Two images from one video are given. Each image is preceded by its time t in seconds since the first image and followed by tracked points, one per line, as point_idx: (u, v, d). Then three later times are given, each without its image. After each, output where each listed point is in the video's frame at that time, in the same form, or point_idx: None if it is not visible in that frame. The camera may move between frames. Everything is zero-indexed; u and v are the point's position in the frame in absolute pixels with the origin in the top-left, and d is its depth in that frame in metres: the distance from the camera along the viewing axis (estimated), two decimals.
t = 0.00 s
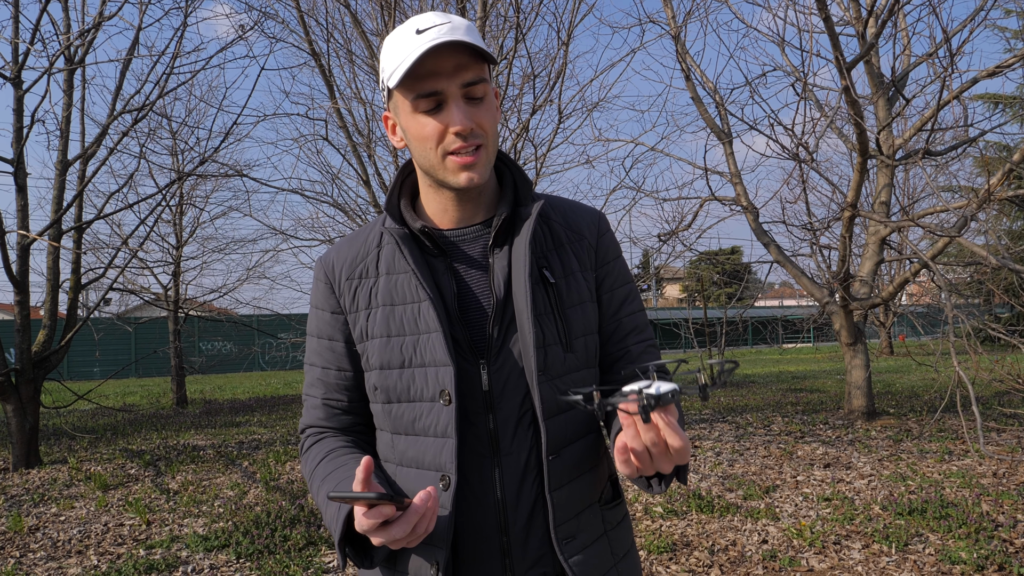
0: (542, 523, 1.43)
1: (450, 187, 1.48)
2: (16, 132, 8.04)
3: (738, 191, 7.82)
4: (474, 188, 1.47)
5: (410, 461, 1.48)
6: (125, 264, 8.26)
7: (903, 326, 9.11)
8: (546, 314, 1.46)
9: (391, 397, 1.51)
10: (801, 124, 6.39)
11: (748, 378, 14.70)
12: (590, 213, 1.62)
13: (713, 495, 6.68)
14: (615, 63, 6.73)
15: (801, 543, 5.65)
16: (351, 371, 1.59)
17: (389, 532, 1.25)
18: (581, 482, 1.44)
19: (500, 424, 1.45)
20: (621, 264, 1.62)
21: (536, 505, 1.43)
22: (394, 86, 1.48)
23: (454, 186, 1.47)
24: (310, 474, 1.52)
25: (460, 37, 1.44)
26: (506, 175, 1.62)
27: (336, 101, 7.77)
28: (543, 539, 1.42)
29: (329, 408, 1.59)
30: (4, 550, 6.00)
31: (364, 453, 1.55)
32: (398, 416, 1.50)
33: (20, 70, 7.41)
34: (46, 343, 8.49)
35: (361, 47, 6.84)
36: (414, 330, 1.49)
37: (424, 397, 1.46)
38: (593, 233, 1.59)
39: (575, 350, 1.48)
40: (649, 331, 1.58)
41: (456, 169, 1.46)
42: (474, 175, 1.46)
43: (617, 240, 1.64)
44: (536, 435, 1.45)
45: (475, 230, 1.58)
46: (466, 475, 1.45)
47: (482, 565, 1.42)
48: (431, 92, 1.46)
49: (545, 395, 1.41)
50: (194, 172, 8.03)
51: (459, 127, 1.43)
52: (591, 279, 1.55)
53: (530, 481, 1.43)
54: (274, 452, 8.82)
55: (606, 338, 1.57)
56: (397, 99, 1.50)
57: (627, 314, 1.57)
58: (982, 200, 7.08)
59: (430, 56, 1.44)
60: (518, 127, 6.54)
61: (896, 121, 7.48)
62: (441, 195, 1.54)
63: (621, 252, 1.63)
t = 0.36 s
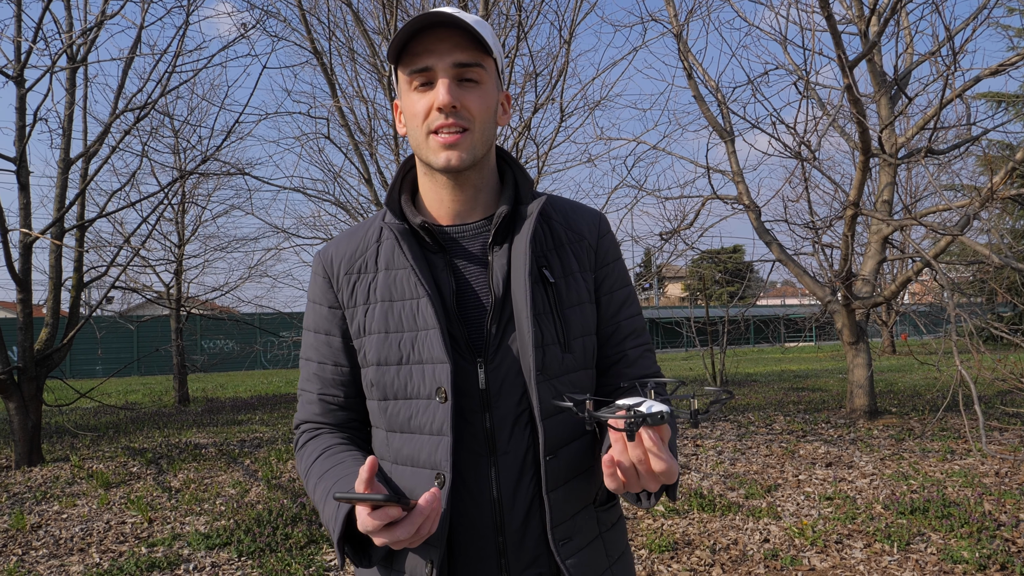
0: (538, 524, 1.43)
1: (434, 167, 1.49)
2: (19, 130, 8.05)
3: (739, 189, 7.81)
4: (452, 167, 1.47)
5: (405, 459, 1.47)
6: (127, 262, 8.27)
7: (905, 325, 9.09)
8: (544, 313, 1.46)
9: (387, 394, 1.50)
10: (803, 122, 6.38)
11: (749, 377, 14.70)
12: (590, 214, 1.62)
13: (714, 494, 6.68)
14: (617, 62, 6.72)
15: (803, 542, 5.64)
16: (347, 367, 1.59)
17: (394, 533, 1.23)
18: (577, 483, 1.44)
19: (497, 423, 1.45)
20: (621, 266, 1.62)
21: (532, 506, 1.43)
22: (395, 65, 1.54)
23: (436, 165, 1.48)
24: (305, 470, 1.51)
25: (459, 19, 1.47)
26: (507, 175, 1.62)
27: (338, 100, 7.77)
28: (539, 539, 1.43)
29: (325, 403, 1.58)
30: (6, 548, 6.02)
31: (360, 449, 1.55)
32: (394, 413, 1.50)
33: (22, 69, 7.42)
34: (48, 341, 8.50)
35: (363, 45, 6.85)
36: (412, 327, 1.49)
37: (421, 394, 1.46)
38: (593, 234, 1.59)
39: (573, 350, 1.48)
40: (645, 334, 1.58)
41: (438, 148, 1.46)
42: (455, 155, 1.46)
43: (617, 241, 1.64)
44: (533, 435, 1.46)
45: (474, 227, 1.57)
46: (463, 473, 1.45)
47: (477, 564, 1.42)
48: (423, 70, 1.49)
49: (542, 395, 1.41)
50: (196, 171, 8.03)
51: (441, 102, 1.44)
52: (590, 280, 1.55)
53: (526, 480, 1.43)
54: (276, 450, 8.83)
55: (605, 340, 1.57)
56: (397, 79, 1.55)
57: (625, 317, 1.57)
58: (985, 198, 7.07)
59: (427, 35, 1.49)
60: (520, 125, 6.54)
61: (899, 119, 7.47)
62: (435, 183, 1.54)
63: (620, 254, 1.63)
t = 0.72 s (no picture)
0: (537, 521, 1.43)
1: (431, 166, 1.48)
2: (20, 129, 8.05)
3: (741, 188, 7.81)
4: (451, 167, 1.46)
5: (402, 458, 1.46)
6: (128, 261, 8.28)
7: (908, 324, 9.07)
8: (543, 310, 1.46)
9: (384, 393, 1.50)
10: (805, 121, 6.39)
11: (750, 376, 14.70)
12: (586, 211, 1.63)
13: (716, 492, 6.69)
14: (618, 60, 6.71)
15: (804, 540, 5.64)
16: (343, 366, 1.59)
17: (390, 534, 1.23)
18: (576, 480, 1.44)
19: (494, 421, 1.45)
20: (617, 263, 1.63)
21: (531, 504, 1.43)
22: (393, 63, 1.54)
23: (433, 164, 1.47)
24: (302, 471, 1.50)
25: (461, 21, 1.47)
26: (503, 172, 1.62)
27: (340, 98, 7.77)
28: (538, 538, 1.42)
29: (321, 403, 1.58)
30: (7, 547, 6.02)
31: (356, 450, 1.55)
32: (391, 413, 1.49)
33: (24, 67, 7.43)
34: (50, 341, 8.51)
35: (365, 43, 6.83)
36: (409, 325, 1.49)
37: (419, 393, 1.45)
38: (590, 231, 1.60)
39: (570, 347, 1.48)
40: (643, 331, 1.59)
41: (437, 147, 1.46)
42: (452, 156, 1.45)
43: (613, 237, 1.64)
44: (530, 432, 1.46)
45: (470, 225, 1.58)
46: (460, 472, 1.44)
47: (477, 563, 1.42)
48: (422, 70, 1.49)
49: (541, 392, 1.41)
50: (197, 169, 8.04)
51: (440, 104, 1.44)
52: (587, 276, 1.56)
53: (525, 478, 1.43)
54: (277, 449, 8.83)
55: (602, 337, 1.57)
56: (395, 77, 1.54)
57: (623, 313, 1.58)
58: (987, 196, 7.08)
59: (428, 35, 1.49)
60: (521, 124, 6.54)
61: (901, 117, 7.47)
62: (431, 181, 1.54)
63: (616, 251, 1.64)
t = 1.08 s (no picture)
0: (538, 520, 1.42)
1: (429, 165, 1.48)
2: (20, 127, 8.03)
3: (742, 185, 7.80)
4: (450, 168, 1.46)
5: (401, 457, 1.46)
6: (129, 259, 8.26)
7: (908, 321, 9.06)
8: (542, 308, 1.45)
9: (382, 391, 1.49)
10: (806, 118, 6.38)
11: (751, 373, 14.71)
12: (585, 206, 1.62)
13: (716, 490, 6.65)
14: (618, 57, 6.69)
15: (805, 538, 5.63)
16: (341, 365, 1.58)
17: (389, 538, 1.22)
18: (576, 479, 1.43)
19: (494, 420, 1.44)
20: (616, 258, 1.62)
21: (531, 503, 1.42)
22: (389, 58, 1.51)
23: (432, 164, 1.47)
24: (301, 471, 1.50)
25: (461, 17, 1.45)
26: (501, 168, 1.62)
27: (339, 96, 7.77)
28: (538, 537, 1.42)
29: (319, 402, 1.58)
30: (10, 544, 6.04)
31: (354, 449, 1.55)
32: (390, 412, 1.48)
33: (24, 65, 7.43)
34: (52, 339, 8.53)
35: (364, 41, 6.80)
36: (408, 324, 1.48)
37: (418, 392, 1.45)
38: (589, 226, 1.59)
39: (570, 344, 1.47)
40: (643, 327, 1.58)
41: (436, 148, 1.45)
42: (452, 156, 1.45)
43: (612, 232, 1.64)
44: (530, 431, 1.45)
45: (468, 221, 1.57)
46: (460, 472, 1.44)
47: (476, 563, 1.41)
48: (421, 67, 1.47)
49: (540, 390, 1.40)
50: (198, 167, 8.03)
51: (441, 103, 1.43)
52: (586, 273, 1.55)
53: (525, 477, 1.42)
54: (279, 447, 8.82)
55: (602, 334, 1.57)
56: (391, 73, 1.52)
57: (623, 309, 1.57)
58: (988, 194, 7.08)
59: (426, 31, 1.47)
60: (521, 121, 6.53)
61: (902, 114, 7.46)
62: (427, 178, 1.54)
63: (616, 246, 1.63)
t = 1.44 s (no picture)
0: (558, 494, 1.52)
1: (463, 160, 1.57)
2: (72, 135, 8.71)
3: (726, 184, 8.59)
4: (483, 161, 1.55)
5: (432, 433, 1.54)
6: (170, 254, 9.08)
7: (880, 307, 9.87)
8: (567, 295, 1.57)
9: (415, 369, 1.57)
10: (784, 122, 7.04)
11: (737, 355, 15.62)
12: (605, 203, 1.75)
13: (706, 462, 6.99)
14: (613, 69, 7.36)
15: (786, 504, 5.89)
16: (373, 342, 1.65)
17: (440, 477, 1.25)
18: (596, 459, 1.54)
19: (519, 399, 1.55)
20: (631, 253, 1.76)
21: (553, 477, 1.53)
22: (420, 61, 1.60)
23: (466, 158, 1.56)
24: (332, 441, 1.56)
25: (486, 17, 1.53)
26: (529, 163, 1.71)
27: (360, 105, 8.55)
28: (559, 509, 1.52)
29: (350, 376, 1.64)
30: (62, 514, 6.15)
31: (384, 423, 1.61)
32: (421, 389, 1.56)
33: (77, 79, 8.21)
34: (100, 326, 8.98)
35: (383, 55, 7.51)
36: (440, 307, 1.57)
37: (449, 371, 1.54)
38: (609, 222, 1.72)
39: (591, 331, 1.59)
40: (650, 317, 1.75)
41: (469, 143, 1.54)
42: (484, 149, 1.54)
43: (628, 229, 1.78)
44: (553, 411, 1.56)
45: (497, 212, 1.68)
46: (487, 447, 1.53)
47: (501, 534, 1.50)
48: (451, 67, 1.56)
49: (565, 372, 1.52)
50: (233, 170, 8.83)
51: (471, 100, 1.52)
52: (605, 265, 1.68)
53: (547, 453, 1.53)
54: (306, 423, 9.67)
55: (617, 322, 1.72)
56: (423, 74, 1.61)
57: (635, 301, 1.73)
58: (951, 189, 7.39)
59: (455, 33, 1.55)
60: (526, 128, 7.27)
61: (871, 119, 8.19)
62: (462, 173, 1.63)
63: (630, 242, 1.78)
